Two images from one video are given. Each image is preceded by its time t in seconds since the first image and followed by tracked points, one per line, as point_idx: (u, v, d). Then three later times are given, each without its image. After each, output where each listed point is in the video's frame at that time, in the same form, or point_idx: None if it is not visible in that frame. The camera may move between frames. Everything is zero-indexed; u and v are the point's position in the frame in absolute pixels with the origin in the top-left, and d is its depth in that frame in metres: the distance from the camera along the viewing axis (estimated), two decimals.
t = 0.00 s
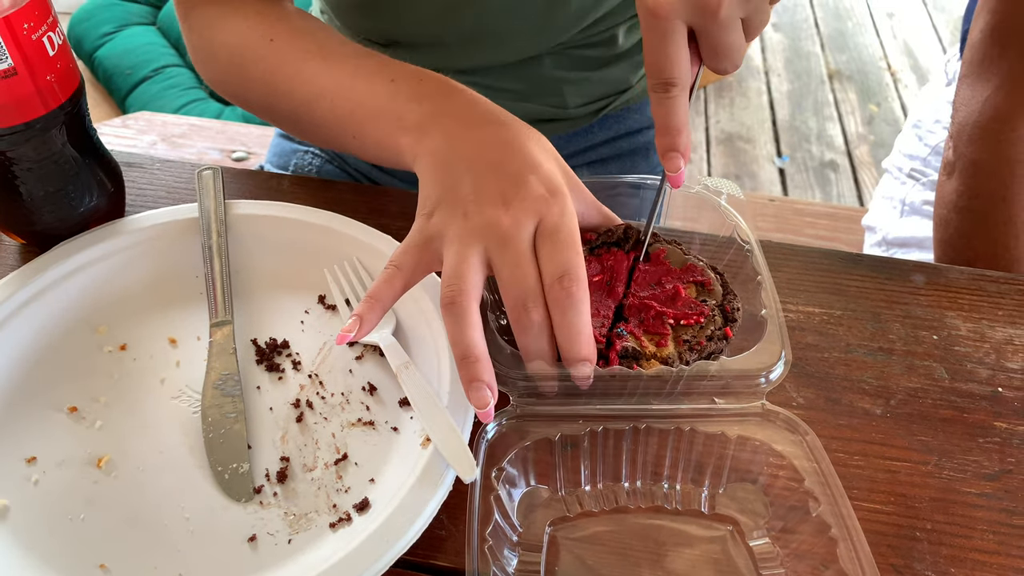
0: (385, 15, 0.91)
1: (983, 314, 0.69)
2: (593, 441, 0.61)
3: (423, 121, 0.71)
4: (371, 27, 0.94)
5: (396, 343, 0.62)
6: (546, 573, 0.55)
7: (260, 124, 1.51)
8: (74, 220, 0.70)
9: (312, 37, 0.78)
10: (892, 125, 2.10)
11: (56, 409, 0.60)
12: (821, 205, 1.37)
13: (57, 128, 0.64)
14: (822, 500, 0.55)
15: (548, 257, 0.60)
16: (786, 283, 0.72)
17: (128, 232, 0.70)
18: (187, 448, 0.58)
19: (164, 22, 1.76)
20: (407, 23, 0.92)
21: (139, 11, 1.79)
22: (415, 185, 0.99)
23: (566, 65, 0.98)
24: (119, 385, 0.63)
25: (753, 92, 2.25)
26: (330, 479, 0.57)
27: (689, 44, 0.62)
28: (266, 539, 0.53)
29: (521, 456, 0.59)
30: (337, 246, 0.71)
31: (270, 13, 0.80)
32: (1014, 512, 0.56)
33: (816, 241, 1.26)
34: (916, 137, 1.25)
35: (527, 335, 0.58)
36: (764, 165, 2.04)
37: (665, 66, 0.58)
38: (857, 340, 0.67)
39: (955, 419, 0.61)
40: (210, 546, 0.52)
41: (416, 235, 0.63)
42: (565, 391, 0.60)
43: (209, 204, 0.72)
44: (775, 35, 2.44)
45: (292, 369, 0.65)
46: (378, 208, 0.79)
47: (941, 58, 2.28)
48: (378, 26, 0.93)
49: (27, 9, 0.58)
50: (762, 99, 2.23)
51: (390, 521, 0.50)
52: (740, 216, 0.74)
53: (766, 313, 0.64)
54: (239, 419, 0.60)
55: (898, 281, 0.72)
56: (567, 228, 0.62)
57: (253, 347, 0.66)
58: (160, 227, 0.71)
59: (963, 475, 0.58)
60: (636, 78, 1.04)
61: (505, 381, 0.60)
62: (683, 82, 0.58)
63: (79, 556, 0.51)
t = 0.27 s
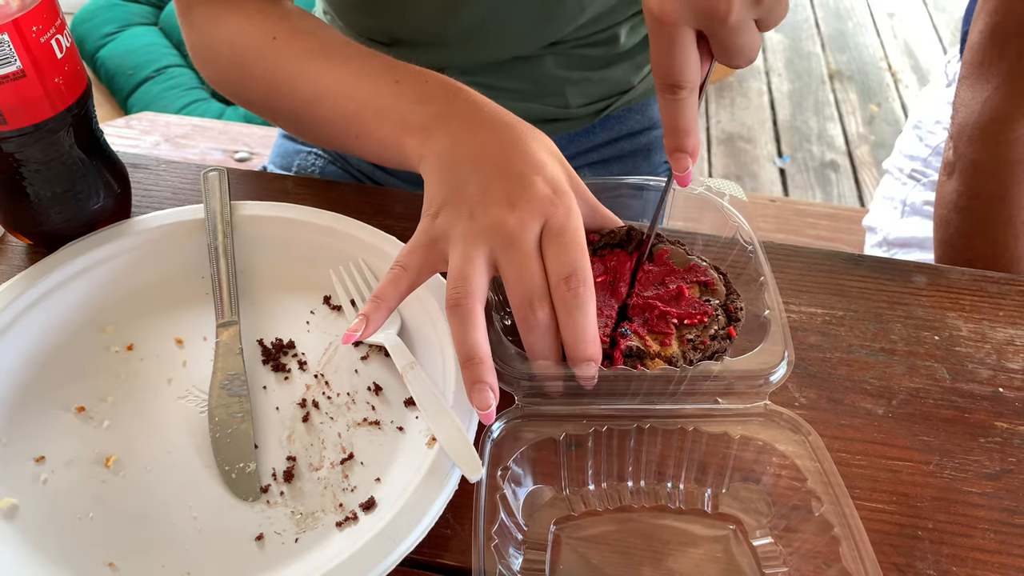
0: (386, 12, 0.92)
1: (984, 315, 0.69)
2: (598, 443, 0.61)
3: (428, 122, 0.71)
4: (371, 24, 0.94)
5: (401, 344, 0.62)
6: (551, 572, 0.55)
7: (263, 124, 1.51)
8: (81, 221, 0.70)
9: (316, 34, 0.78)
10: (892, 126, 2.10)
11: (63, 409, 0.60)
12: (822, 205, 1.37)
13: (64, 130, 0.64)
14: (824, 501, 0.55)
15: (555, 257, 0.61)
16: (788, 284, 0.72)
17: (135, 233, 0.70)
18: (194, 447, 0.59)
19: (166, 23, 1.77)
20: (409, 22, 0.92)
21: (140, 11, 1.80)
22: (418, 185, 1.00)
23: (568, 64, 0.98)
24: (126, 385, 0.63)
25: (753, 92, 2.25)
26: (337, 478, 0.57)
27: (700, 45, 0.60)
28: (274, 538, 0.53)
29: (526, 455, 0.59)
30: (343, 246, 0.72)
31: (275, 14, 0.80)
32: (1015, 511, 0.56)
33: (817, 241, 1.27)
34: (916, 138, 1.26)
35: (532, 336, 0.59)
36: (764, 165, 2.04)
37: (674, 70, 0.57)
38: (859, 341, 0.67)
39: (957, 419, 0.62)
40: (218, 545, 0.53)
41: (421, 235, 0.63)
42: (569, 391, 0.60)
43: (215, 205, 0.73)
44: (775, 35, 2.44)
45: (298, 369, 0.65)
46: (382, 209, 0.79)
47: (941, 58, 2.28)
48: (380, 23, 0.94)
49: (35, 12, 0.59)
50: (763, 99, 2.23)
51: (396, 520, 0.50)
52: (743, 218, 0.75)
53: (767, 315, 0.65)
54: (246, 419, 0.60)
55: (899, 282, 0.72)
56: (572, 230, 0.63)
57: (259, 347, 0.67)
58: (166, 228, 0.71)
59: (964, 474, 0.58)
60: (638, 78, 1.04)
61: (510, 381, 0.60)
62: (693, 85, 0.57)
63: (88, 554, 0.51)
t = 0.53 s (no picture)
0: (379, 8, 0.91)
1: (984, 314, 0.69)
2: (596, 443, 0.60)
3: (425, 121, 0.71)
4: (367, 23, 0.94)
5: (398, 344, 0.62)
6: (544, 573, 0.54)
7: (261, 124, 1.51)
8: (77, 220, 0.70)
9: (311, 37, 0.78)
10: (892, 125, 2.10)
11: (59, 409, 0.60)
12: (821, 205, 1.37)
13: (60, 129, 0.64)
14: (821, 501, 0.55)
15: (553, 257, 0.61)
16: (787, 283, 0.72)
17: (131, 233, 0.70)
18: (190, 448, 0.59)
19: (164, 23, 1.76)
20: (405, 20, 0.92)
21: (139, 12, 1.79)
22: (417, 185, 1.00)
23: (565, 61, 0.98)
24: (122, 386, 0.63)
25: (753, 92, 2.25)
26: (333, 479, 0.57)
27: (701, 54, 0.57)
28: (270, 539, 0.53)
29: (522, 455, 0.59)
30: (340, 245, 0.71)
31: (272, 13, 0.80)
32: (1015, 511, 0.56)
33: (816, 241, 1.27)
34: (916, 137, 1.26)
35: (530, 336, 0.59)
36: (764, 164, 2.04)
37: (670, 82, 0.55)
38: (858, 340, 0.67)
39: (956, 419, 0.61)
40: (214, 545, 0.53)
41: (418, 236, 0.63)
42: (567, 392, 0.60)
43: (212, 204, 0.72)
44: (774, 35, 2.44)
45: (294, 369, 0.65)
46: (380, 208, 0.79)
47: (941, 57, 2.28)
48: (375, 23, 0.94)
49: (30, 10, 0.58)
50: (762, 98, 2.23)
51: (393, 520, 0.50)
52: (744, 218, 0.74)
53: (766, 315, 0.64)
54: (242, 419, 0.60)
55: (899, 281, 0.72)
56: (569, 230, 0.62)
57: (255, 347, 0.67)
58: (163, 227, 0.71)
59: (964, 474, 0.58)
60: (636, 77, 1.04)
61: (507, 380, 0.59)
62: (693, 94, 0.55)
63: (83, 555, 0.51)
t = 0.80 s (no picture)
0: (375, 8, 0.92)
1: (980, 315, 0.69)
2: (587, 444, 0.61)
3: (422, 121, 0.71)
4: (362, 24, 0.95)
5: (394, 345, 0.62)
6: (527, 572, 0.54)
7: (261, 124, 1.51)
8: (74, 221, 0.70)
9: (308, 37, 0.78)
10: (891, 125, 2.10)
11: (56, 410, 0.60)
12: (819, 205, 1.37)
13: (57, 130, 0.64)
14: (806, 511, 0.55)
15: (547, 258, 0.61)
16: (783, 284, 0.72)
17: (129, 234, 0.70)
18: (187, 449, 0.59)
19: (164, 23, 1.76)
20: (401, 20, 0.92)
21: (138, 12, 1.79)
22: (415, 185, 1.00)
23: (561, 62, 0.98)
24: (119, 386, 0.63)
25: (752, 93, 2.25)
26: (330, 479, 0.57)
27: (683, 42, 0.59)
28: (266, 539, 0.53)
29: (509, 456, 0.59)
30: (337, 245, 0.71)
31: (270, 14, 0.80)
32: (1011, 512, 0.56)
33: (815, 242, 1.27)
34: (914, 137, 1.26)
35: (523, 337, 0.59)
36: (763, 165, 2.04)
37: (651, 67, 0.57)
38: (855, 341, 0.67)
39: (952, 420, 0.61)
40: (211, 546, 0.53)
41: (414, 236, 0.63)
42: (557, 394, 0.60)
43: (209, 205, 0.72)
44: (774, 36, 2.44)
45: (291, 370, 0.65)
46: (377, 209, 0.79)
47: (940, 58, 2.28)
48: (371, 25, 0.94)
49: (27, 11, 0.58)
50: (762, 99, 2.23)
51: (389, 521, 0.50)
52: (740, 224, 0.74)
53: (761, 319, 0.64)
54: (239, 420, 0.60)
55: (895, 282, 0.72)
56: (564, 231, 0.62)
57: (252, 347, 0.67)
58: (160, 228, 0.71)
59: (960, 475, 0.58)
60: (632, 76, 1.04)
61: (496, 380, 0.60)
62: (676, 81, 0.57)
63: (80, 555, 0.51)
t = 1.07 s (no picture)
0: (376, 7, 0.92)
1: (980, 315, 0.70)
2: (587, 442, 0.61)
3: (426, 120, 0.72)
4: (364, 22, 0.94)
5: (395, 346, 0.62)
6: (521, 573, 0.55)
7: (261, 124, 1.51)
8: (77, 221, 0.70)
9: (310, 34, 0.78)
10: (891, 125, 2.10)
11: (59, 409, 0.60)
12: (819, 205, 1.37)
13: (60, 130, 0.64)
14: (801, 514, 0.54)
15: (547, 256, 0.61)
16: (783, 284, 0.72)
17: (131, 233, 0.70)
18: (189, 448, 0.59)
19: (165, 23, 1.77)
20: (404, 19, 0.92)
21: (139, 12, 1.79)
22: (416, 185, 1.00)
23: (563, 62, 0.98)
24: (122, 386, 0.63)
25: (752, 92, 2.25)
26: (332, 479, 0.57)
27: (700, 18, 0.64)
28: (269, 538, 0.53)
29: (507, 454, 0.59)
30: (339, 245, 0.72)
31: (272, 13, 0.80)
32: (1011, 511, 0.56)
33: (815, 242, 1.27)
34: (914, 137, 1.26)
35: (521, 334, 0.59)
36: (764, 165, 2.04)
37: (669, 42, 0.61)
38: (855, 341, 0.67)
39: (952, 420, 0.62)
40: (213, 545, 0.53)
41: (416, 232, 0.64)
42: (556, 393, 0.60)
43: (212, 205, 0.72)
44: (774, 36, 2.45)
45: (294, 369, 0.65)
46: (378, 209, 0.79)
47: (940, 58, 2.29)
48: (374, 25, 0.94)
49: (31, 12, 0.59)
50: (762, 99, 2.23)
51: (391, 520, 0.50)
52: (742, 226, 0.74)
53: (760, 321, 0.65)
54: (241, 419, 0.60)
55: (895, 282, 0.72)
56: (564, 231, 0.62)
57: (255, 347, 0.67)
58: (163, 228, 0.71)
59: (960, 474, 0.58)
60: (634, 77, 1.04)
61: (495, 379, 0.60)
62: (692, 57, 0.62)
63: (83, 554, 0.51)
